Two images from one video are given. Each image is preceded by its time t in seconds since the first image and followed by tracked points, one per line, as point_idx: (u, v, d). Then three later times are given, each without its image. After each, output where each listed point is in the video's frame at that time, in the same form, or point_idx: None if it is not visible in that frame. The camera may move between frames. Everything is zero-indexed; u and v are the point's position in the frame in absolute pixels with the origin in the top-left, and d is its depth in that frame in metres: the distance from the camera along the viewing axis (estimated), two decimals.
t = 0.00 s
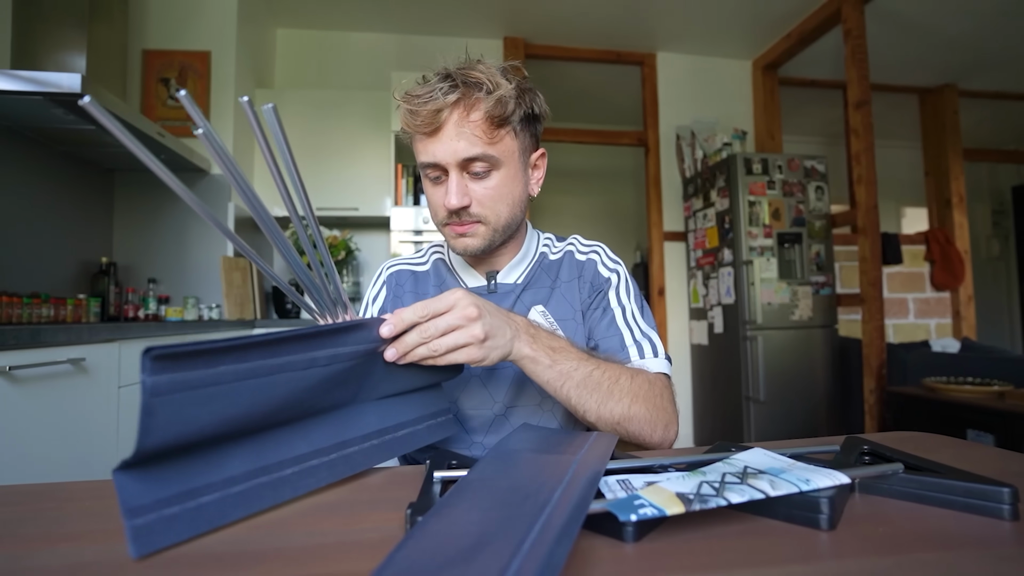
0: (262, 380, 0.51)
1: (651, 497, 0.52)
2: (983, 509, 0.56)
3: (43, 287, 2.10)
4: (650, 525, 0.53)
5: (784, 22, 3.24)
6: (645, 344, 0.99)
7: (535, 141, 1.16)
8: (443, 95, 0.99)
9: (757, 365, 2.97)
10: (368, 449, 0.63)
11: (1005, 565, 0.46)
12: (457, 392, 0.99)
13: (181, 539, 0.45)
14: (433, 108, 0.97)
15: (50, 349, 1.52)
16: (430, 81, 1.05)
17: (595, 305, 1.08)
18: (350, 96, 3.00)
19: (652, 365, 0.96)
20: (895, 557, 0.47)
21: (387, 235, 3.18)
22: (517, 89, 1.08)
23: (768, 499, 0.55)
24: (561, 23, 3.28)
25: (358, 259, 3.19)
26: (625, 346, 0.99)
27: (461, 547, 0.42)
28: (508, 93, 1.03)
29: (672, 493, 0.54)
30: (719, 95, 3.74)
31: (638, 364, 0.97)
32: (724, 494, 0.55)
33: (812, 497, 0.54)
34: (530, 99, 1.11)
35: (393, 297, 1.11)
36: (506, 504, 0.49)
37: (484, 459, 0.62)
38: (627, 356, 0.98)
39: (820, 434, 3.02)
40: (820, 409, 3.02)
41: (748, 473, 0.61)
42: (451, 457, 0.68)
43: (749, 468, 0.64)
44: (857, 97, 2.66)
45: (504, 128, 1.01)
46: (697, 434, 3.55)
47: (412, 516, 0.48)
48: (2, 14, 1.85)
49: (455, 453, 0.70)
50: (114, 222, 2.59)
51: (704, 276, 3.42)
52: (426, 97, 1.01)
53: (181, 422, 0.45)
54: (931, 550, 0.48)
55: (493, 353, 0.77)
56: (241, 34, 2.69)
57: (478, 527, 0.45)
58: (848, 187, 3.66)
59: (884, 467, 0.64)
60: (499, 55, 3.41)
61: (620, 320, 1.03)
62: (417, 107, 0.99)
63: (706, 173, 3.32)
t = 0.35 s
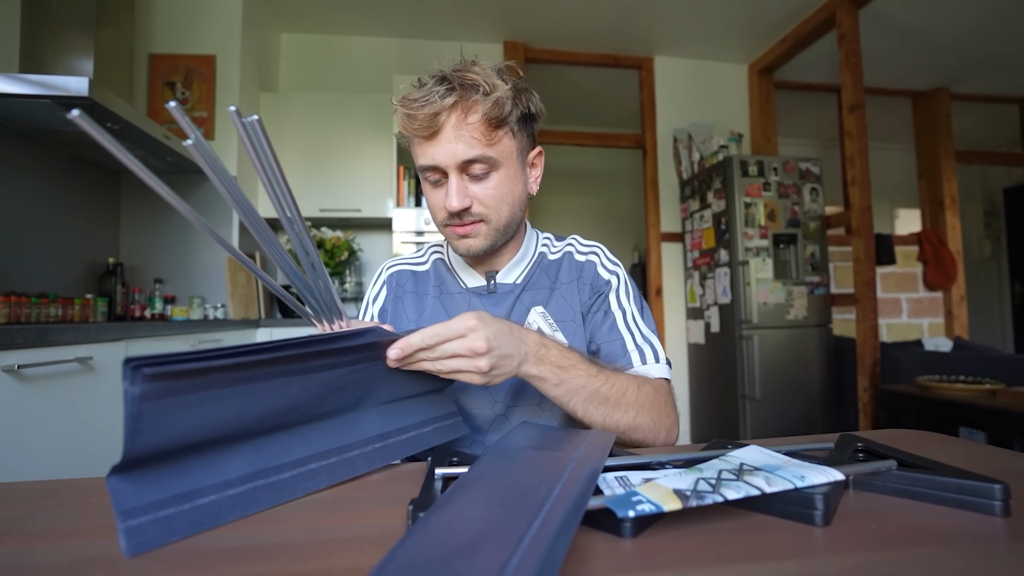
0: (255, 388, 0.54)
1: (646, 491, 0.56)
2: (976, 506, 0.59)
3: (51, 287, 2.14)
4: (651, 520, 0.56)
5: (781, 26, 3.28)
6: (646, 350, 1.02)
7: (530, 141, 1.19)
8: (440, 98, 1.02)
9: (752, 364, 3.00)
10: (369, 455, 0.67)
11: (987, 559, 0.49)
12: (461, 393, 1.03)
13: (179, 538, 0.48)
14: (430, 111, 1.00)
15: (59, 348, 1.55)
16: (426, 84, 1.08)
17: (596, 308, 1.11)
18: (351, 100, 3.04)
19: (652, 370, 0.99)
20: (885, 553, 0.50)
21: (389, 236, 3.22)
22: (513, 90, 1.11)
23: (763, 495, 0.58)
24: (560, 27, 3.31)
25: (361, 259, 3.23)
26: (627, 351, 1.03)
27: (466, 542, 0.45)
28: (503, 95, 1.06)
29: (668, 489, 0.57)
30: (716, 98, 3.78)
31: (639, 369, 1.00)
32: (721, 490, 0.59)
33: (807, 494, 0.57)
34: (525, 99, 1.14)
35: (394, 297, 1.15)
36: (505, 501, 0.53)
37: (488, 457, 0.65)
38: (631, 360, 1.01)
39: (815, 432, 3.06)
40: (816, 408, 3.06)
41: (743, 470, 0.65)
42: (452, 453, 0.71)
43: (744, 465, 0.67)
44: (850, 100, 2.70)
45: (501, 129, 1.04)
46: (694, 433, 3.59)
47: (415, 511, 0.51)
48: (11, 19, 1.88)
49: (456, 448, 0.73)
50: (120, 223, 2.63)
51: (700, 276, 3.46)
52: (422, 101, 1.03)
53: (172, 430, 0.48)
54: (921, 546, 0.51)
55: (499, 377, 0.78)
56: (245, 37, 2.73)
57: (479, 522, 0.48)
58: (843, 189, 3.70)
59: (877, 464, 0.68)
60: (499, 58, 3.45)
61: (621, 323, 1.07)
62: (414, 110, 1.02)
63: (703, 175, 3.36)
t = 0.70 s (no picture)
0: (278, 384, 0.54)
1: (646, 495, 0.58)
2: (975, 505, 0.59)
3: (52, 287, 2.14)
4: (650, 519, 0.56)
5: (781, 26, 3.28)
6: (669, 367, 1.06)
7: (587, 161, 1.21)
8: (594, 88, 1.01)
9: (752, 364, 3.01)
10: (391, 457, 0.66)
11: (988, 558, 0.49)
12: (459, 397, 1.02)
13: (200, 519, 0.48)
14: (588, 97, 0.98)
15: (59, 348, 1.56)
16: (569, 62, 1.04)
17: (614, 320, 1.15)
18: (351, 101, 3.04)
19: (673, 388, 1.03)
20: (884, 552, 0.50)
21: (389, 236, 3.22)
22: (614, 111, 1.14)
23: (763, 495, 0.59)
24: (560, 27, 3.32)
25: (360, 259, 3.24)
26: (651, 368, 1.06)
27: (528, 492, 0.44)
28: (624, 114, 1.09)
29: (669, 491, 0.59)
30: (716, 98, 3.79)
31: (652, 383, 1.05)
32: (721, 490, 0.59)
33: (807, 494, 0.58)
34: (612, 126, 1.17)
35: (390, 294, 1.09)
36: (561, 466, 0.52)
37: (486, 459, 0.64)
38: (654, 378, 1.05)
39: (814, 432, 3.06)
40: (815, 408, 3.06)
41: (743, 470, 0.65)
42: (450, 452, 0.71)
43: (745, 464, 0.67)
44: (850, 100, 2.70)
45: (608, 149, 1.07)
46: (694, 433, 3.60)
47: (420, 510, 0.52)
48: (12, 20, 1.89)
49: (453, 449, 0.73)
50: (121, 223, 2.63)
51: (700, 276, 3.46)
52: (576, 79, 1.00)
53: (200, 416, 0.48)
54: (919, 547, 0.51)
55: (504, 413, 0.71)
56: (246, 38, 2.74)
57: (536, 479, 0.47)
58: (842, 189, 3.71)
59: (876, 464, 0.68)
60: (499, 58, 3.45)
61: (643, 341, 1.11)
62: (570, 86, 0.98)
63: (702, 175, 3.37)
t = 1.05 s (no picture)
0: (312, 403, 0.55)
1: (645, 496, 0.54)
2: (976, 508, 0.58)
3: (48, 287, 2.13)
4: (645, 521, 0.55)
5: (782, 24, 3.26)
6: (664, 355, 1.06)
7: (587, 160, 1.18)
8: (584, 83, 0.99)
9: (754, 364, 2.99)
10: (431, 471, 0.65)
11: (993, 560, 0.48)
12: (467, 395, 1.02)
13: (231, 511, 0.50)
14: (575, 93, 0.96)
15: (56, 348, 1.55)
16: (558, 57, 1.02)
17: (610, 305, 1.14)
18: (349, 100, 3.02)
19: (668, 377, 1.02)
20: (887, 553, 0.49)
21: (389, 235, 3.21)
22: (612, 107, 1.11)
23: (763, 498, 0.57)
24: (560, 25, 3.30)
25: (360, 259, 3.22)
26: (646, 356, 1.07)
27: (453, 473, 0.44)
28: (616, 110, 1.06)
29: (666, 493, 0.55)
30: (717, 97, 3.77)
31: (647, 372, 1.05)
32: (718, 493, 0.56)
33: (805, 496, 0.56)
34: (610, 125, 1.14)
35: (390, 295, 1.08)
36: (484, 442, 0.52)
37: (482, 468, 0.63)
38: (649, 366, 1.05)
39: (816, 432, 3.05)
40: (817, 408, 3.05)
41: (741, 474, 0.63)
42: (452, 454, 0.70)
43: (742, 469, 0.65)
44: (853, 99, 2.69)
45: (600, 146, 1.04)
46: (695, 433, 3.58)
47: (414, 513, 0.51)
48: (9, 18, 1.88)
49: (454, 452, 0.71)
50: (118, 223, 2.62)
51: (701, 276, 3.45)
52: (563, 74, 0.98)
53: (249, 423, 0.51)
54: (923, 548, 0.50)
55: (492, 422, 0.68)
56: (244, 36, 2.73)
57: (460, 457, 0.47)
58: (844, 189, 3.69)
59: (880, 466, 0.66)
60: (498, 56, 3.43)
61: (638, 327, 1.11)
62: (557, 82, 0.97)
63: (704, 174, 3.35)
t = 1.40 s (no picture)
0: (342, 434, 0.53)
1: (644, 498, 0.52)
2: (979, 510, 0.57)
3: (46, 287, 2.12)
4: (644, 523, 0.54)
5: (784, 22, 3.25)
6: (640, 348, 1.00)
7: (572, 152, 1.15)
8: (543, 74, 0.97)
9: (755, 364, 2.98)
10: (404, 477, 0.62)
11: (1000, 562, 0.47)
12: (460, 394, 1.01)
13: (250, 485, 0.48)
14: (532, 85, 0.94)
15: (53, 348, 1.53)
16: (521, 49, 1.01)
17: (590, 297, 1.10)
18: (348, 98, 3.01)
19: (646, 371, 0.96)
20: (890, 554, 0.48)
21: (388, 235, 3.20)
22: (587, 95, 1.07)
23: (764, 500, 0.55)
24: (559, 24, 3.29)
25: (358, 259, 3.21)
26: (622, 348, 1.01)
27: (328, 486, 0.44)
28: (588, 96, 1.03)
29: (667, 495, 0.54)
30: (718, 96, 3.76)
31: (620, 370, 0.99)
32: (718, 495, 0.55)
33: (807, 497, 0.55)
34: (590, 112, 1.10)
35: (379, 295, 1.07)
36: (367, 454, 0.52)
37: (484, 472, 0.62)
38: (624, 359, 1.00)
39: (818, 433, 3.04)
40: (819, 409, 3.04)
41: (741, 475, 0.61)
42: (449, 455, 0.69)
43: (742, 470, 0.64)
44: (855, 98, 2.67)
45: (571, 136, 1.02)
46: (695, 434, 3.57)
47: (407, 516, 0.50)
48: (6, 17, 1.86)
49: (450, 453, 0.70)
50: (117, 223, 2.61)
51: (702, 276, 3.44)
52: (521, 67, 0.97)
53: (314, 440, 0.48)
54: (927, 549, 0.49)
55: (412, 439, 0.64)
56: (242, 35, 2.71)
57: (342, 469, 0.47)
58: (846, 188, 3.68)
59: (881, 468, 0.65)
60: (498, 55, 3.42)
61: (616, 318, 1.06)
62: (513, 75, 0.95)
63: (705, 174, 3.34)
